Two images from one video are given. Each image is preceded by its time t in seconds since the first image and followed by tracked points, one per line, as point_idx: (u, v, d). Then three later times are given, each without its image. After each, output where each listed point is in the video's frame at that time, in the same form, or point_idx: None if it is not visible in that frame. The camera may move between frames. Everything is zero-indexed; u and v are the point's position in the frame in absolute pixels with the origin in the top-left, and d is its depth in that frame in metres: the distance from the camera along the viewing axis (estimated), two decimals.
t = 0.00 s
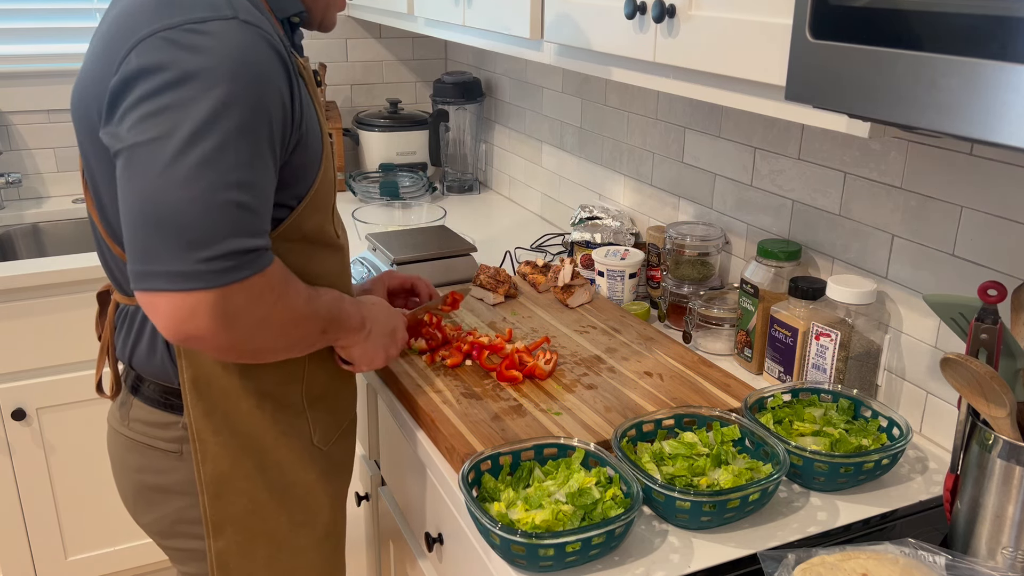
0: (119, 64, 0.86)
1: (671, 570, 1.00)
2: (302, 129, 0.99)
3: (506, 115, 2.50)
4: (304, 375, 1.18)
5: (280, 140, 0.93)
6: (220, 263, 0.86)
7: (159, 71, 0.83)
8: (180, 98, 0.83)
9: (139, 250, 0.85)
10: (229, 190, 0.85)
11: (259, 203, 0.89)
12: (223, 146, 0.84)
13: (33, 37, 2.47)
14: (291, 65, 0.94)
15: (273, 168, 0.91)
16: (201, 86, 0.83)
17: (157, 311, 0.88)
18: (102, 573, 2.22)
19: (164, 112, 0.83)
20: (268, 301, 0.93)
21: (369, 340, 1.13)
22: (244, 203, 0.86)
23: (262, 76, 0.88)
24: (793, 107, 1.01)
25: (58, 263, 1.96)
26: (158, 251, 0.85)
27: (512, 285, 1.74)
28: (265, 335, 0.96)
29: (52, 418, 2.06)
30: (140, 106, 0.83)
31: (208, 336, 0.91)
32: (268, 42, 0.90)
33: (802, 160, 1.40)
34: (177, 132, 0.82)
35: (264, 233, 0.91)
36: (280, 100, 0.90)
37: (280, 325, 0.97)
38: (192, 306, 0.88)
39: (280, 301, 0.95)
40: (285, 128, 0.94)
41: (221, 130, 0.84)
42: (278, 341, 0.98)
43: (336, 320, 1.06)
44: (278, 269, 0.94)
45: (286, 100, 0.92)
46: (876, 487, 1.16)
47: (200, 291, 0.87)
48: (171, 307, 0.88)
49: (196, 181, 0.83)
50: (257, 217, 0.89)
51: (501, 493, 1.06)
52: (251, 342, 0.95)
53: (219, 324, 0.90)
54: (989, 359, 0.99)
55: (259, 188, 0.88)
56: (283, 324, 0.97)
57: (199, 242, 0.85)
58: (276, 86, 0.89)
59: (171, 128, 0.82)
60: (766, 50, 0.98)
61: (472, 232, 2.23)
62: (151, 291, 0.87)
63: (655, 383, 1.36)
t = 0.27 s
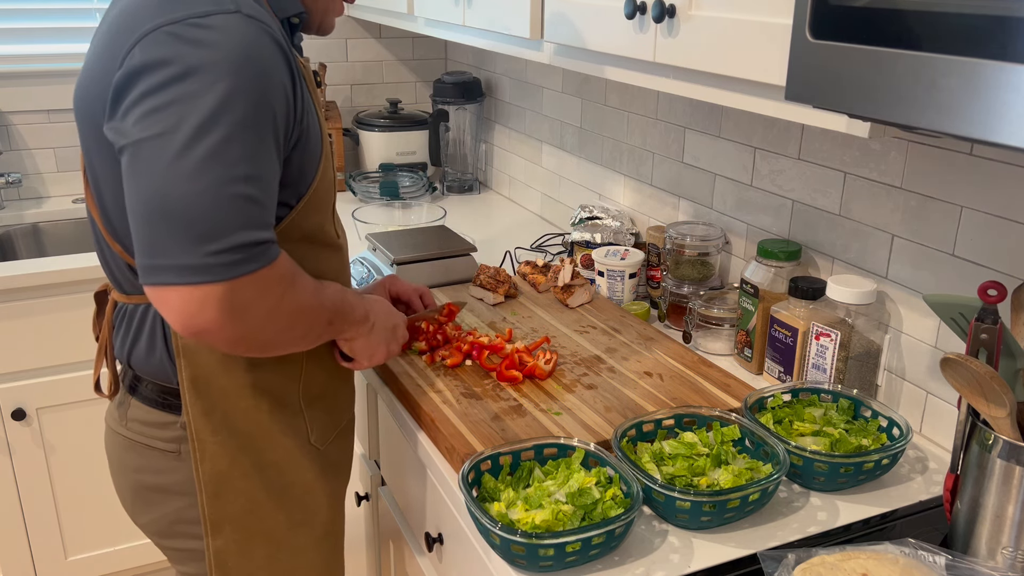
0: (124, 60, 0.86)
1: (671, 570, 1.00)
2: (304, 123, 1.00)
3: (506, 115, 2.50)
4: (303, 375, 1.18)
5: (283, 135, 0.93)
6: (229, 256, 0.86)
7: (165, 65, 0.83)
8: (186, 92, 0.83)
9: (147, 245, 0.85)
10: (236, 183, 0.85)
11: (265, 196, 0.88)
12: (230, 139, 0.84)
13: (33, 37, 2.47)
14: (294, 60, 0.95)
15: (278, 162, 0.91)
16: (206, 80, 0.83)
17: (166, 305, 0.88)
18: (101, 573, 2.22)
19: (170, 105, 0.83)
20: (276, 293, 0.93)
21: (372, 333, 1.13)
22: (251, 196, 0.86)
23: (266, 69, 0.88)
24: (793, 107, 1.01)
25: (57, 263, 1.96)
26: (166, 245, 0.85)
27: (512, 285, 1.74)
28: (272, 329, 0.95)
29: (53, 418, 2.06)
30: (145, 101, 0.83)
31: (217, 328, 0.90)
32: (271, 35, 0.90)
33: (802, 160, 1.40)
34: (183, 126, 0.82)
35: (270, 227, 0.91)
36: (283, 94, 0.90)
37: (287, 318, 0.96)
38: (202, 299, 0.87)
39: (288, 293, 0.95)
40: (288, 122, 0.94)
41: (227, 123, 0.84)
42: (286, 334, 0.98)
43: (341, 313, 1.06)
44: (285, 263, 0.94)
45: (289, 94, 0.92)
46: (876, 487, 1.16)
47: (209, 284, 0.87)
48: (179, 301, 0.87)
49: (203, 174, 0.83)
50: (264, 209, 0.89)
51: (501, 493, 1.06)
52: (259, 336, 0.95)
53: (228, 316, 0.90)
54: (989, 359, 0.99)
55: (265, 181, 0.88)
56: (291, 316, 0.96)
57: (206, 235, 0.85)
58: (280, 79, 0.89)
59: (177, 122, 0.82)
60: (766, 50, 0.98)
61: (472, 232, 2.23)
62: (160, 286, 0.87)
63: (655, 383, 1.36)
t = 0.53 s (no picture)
0: (141, 55, 0.86)
1: (671, 570, 1.00)
2: (317, 119, 1.00)
3: (506, 115, 2.50)
4: (303, 373, 1.18)
5: (298, 131, 0.93)
6: (250, 252, 0.86)
7: (185, 61, 0.83)
8: (207, 88, 0.83)
9: (167, 240, 0.85)
10: (256, 180, 0.85)
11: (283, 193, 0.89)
12: (250, 135, 0.84)
13: (33, 37, 2.47)
14: (308, 56, 0.95)
15: (294, 158, 0.91)
16: (226, 76, 0.83)
17: (186, 302, 0.88)
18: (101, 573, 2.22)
19: (191, 101, 0.83)
20: (293, 291, 0.92)
21: (376, 339, 1.12)
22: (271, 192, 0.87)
23: (284, 65, 0.88)
24: (793, 107, 1.01)
25: (57, 263, 1.96)
26: (187, 241, 0.85)
27: (512, 285, 1.74)
28: (289, 327, 0.95)
29: (52, 418, 2.06)
30: (165, 97, 0.83)
31: (237, 325, 0.90)
32: (287, 31, 0.90)
33: (802, 160, 1.40)
34: (204, 122, 0.82)
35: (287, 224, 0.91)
36: (300, 91, 0.91)
37: (303, 318, 0.96)
38: (222, 294, 0.87)
39: (304, 292, 0.94)
40: (303, 118, 0.95)
41: (247, 119, 0.84)
42: (302, 334, 0.97)
43: (348, 317, 1.05)
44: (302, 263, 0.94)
45: (304, 90, 0.93)
46: (876, 487, 1.16)
47: (229, 280, 0.86)
48: (200, 296, 0.87)
49: (224, 170, 0.83)
50: (282, 206, 0.89)
51: (501, 493, 1.06)
52: (275, 334, 0.94)
53: (246, 312, 0.89)
54: (989, 359, 0.99)
55: (283, 177, 0.88)
56: (307, 315, 0.96)
57: (227, 231, 0.85)
58: (297, 76, 0.90)
59: (197, 117, 0.82)
60: (766, 50, 0.98)
61: (472, 232, 2.23)
62: (181, 282, 0.87)
63: (654, 383, 1.36)
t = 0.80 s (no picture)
0: (118, 69, 0.86)
1: (671, 570, 1.00)
2: (302, 132, 0.99)
3: (506, 114, 2.50)
4: (302, 374, 1.18)
5: (278, 145, 0.93)
6: (223, 269, 0.86)
7: (159, 76, 0.83)
8: (181, 104, 0.83)
9: (140, 255, 0.85)
10: (229, 196, 0.85)
11: (259, 209, 0.88)
12: (224, 152, 0.84)
13: (33, 37, 2.47)
14: (291, 69, 0.95)
15: (273, 172, 0.91)
16: (201, 92, 0.83)
17: (159, 317, 0.88)
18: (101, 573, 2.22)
19: (164, 117, 0.82)
20: (267, 309, 0.92)
21: (369, 361, 1.11)
22: (246, 209, 0.86)
23: (262, 81, 0.88)
24: (792, 107, 1.01)
25: (57, 263, 1.96)
26: (160, 256, 0.84)
27: (512, 285, 1.74)
28: (267, 345, 0.95)
29: (52, 418, 2.06)
30: (139, 112, 0.83)
31: (210, 340, 0.90)
32: (267, 45, 0.90)
33: (802, 160, 1.40)
34: (177, 138, 0.82)
35: (265, 239, 0.91)
36: (279, 106, 0.90)
37: (279, 337, 0.95)
38: (196, 309, 0.87)
39: (281, 311, 0.93)
40: (284, 132, 0.94)
41: (221, 136, 0.84)
42: (278, 353, 0.96)
43: (334, 338, 1.04)
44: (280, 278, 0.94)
45: (285, 104, 0.92)
46: (876, 487, 1.16)
47: (202, 297, 0.86)
48: (174, 311, 0.87)
49: (196, 186, 0.83)
50: (258, 222, 0.88)
51: (501, 493, 1.06)
52: (254, 352, 0.94)
53: (218, 328, 0.89)
54: (989, 359, 0.99)
55: (259, 193, 0.88)
56: (282, 335, 0.95)
57: (199, 248, 0.84)
58: (276, 90, 0.89)
59: (171, 133, 0.82)
60: (766, 50, 0.98)
61: (472, 232, 2.23)
62: (154, 298, 0.87)
63: (655, 383, 1.36)
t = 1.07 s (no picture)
0: (115, 65, 0.86)
1: (671, 570, 1.00)
2: (299, 127, 0.99)
3: (506, 114, 2.50)
4: (301, 374, 1.18)
5: (275, 139, 0.93)
6: (223, 261, 0.86)
7: (157, 70, 0.83)
8: (178, 97, 0.83)
9: (140, 250, 0.85)
10: (229, 188, 0.85)
11: (258, 201, 0.88)
12: (222, 144, 0.84)
13: (33, 37, 2.47)
14: (287, 63, 0.95)
15: (271, 165, 0.91)
16: (198, 85, 0.83)
17: (162, 312, 0.88)
18: (101, 573, 2.22)
19: (162, 110, 0.83)
20: (270, 301, 0.92)
21: (370, 345, 1.12)
22: (245, 200, 0.86)
23: (259, 73, 0.88)
24: (793, 107, 1.01)
25: (57, 263, 1.96)
26: (160, 250, 0.84)
27: (512, 285, 1.74)
28: (267, 338, 0.95)
29: (53, 418, 2.06)
30: (136, 106, 0.83)
31: (214, 335, 0.90)
32: (263, 39, 0.90)
33: (802, 160, 1.40)
34: (174, 131, 0.82)
35: (265, 232, 0.90)
36: (276, 99, 0.91)
37: (281, 327, 0.95)
38: (200, 304, 0.87)
39: (282, 300, 0.94)
40: (281, 126, 0.94)
41: (219, 128, 0.84)
42: (281, 343, 0.97)
43: (336, 324, 1.05)
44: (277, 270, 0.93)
45: (282, 98, 0.93)
46: (876, 487, 1.16)
47: (204, 289, 0.86)
48: (176, 307, 0.87)
49: (196, 179, 0.83)
50: (257, 214, 0.88)
51: (501, 493, 1.06)
52: (257, 344, 0.94)
53: (223, 322, 0.89)
54: (989, 359, 0.99)
55: (258, 185, 0.88)
56: (284, 324, 0.96)
57: (199, 240, 0.84)
58: (273, 83, 0.90)
59: (169, 126, 0.82)
60: (766, 50, 0.98)
61: (472, 232, 2.23)
62: (154, 292, 0.86)
63: (655, 383, 1.36)
